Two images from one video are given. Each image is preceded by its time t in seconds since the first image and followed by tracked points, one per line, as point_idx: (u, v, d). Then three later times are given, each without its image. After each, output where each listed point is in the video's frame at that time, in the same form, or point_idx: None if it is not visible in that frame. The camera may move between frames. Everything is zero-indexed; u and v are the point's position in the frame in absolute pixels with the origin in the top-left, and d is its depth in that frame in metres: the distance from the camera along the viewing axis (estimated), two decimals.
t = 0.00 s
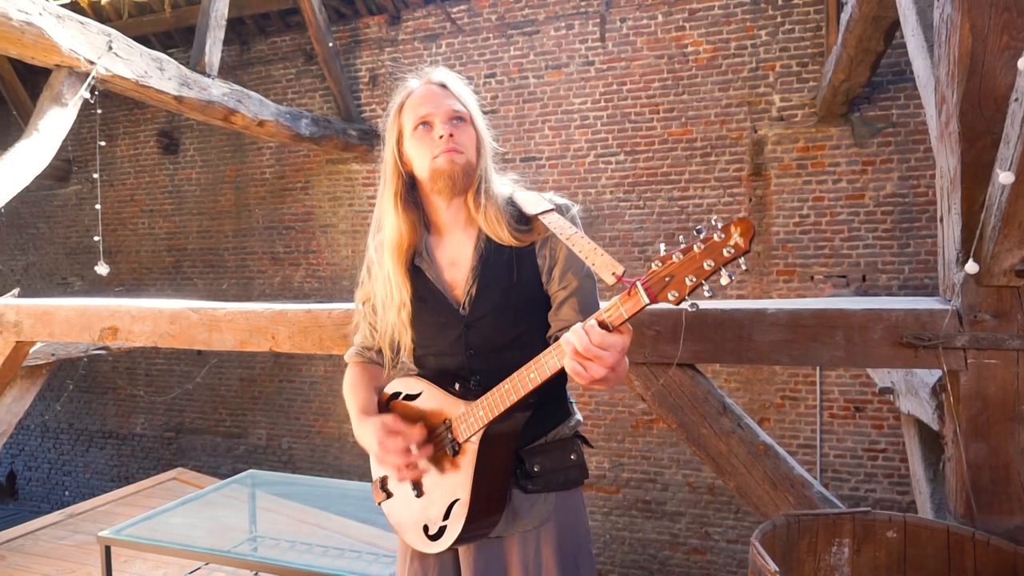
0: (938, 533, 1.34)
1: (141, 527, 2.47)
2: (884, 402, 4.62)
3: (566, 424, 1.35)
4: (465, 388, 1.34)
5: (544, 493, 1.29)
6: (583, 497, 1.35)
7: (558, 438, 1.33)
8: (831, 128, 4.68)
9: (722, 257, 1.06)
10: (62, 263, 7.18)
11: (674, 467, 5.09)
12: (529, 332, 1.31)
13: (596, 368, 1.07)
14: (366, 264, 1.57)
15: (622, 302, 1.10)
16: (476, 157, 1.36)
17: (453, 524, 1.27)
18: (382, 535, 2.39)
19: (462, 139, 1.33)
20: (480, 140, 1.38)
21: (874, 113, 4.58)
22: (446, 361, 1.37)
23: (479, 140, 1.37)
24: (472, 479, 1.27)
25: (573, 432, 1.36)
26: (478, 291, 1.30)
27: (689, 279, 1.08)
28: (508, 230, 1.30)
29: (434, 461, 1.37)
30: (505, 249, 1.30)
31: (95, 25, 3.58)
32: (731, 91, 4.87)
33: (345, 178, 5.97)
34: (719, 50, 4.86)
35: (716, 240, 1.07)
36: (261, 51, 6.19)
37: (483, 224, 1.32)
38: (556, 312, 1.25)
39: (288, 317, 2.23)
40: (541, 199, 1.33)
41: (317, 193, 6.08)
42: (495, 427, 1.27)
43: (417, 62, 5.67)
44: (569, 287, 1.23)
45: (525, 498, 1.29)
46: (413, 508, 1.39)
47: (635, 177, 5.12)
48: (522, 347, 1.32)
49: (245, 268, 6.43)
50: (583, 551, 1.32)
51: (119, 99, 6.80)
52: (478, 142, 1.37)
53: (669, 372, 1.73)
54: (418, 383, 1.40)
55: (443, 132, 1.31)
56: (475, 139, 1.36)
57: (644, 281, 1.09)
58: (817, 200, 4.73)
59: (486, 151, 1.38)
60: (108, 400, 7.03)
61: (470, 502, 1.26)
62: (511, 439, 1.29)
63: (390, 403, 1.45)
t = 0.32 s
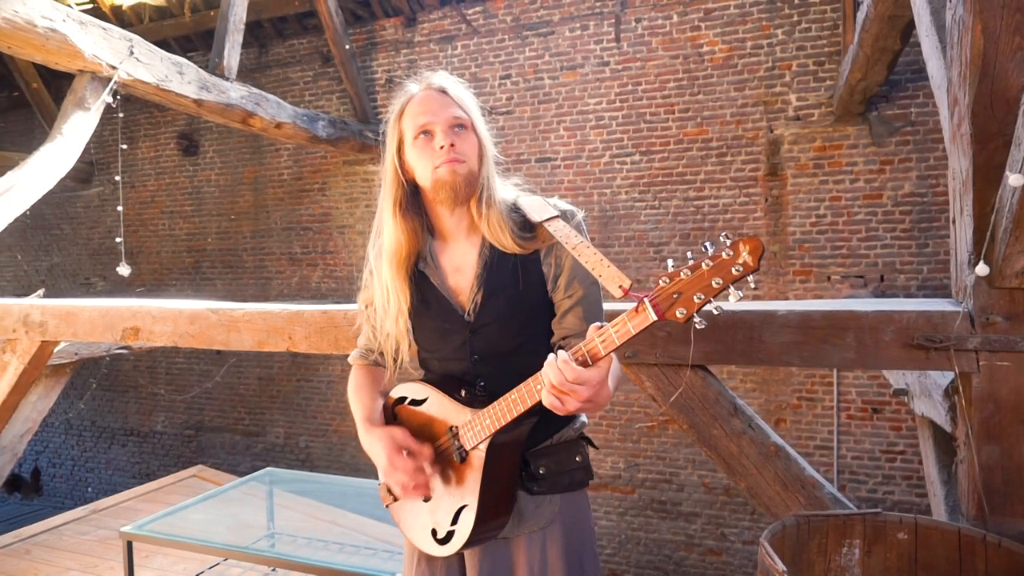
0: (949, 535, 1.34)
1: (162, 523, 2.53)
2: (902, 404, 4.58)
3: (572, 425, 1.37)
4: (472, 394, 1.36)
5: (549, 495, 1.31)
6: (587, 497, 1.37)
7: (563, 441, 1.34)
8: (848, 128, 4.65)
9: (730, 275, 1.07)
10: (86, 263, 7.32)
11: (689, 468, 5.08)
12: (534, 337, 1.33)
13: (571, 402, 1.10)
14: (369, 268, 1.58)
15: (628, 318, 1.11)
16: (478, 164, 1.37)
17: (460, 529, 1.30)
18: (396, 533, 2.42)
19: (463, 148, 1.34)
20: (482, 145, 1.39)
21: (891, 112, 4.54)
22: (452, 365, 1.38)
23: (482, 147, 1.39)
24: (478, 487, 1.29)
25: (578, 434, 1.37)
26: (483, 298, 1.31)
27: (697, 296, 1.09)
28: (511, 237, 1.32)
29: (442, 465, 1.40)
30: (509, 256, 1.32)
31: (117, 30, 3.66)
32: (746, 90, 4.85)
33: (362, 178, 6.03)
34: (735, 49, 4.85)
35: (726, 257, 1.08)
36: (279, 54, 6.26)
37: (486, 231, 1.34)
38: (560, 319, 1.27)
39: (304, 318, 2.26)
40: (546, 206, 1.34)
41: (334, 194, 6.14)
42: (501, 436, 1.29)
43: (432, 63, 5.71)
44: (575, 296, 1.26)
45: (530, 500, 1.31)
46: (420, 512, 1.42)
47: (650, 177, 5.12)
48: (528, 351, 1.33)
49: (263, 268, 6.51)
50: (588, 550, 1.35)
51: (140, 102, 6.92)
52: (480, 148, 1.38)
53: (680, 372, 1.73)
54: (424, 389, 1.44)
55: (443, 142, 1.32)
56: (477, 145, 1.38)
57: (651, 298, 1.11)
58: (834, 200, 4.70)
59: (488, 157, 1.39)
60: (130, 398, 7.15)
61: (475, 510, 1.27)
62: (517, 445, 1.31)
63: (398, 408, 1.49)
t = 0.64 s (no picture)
0: (956, 536, 1.33)
1: (177, 518, 2.57)
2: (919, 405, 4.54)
3: (580, 422, 1.37)
4: (482, 387, 1.38)
5: (557, 490, 1.33)
6: (594, 493, 1.38)
7: (572, 436, 1.36)
8: (863, 126, 4.61)
9: (737, 263, 1.08)
10: (105, 263, 7.44)
11: (702, 468, 5.07)
12: (546, 332, 1.33)
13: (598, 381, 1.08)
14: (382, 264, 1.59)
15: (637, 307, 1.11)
16: (495, 173, 1.36)
17: (471, 518, 1.31)
18: (407, 530, 2.44)
19: (481, 160, 1.33)
20: (497, 152, 1.38)
21: (908, 110, 4.50)
22: (463, 360, 1.40)
23: (498, 154, 1.38)
24: (490, 477, 1.30)
25: (586, 430, 1.38)
26: (495, 294, 1.32)
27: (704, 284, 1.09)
28: (521, 236, 1.32)
29: (454, 457, 1.41)
30: (520, 255, 1.31)
31: (135, 34, 3.72)
32: (760, 89, 4.83)
33: (376, 179, 6.07)
34: (748, 48, 4.83)
35: (731, 246, 1.09)
36: (294, 56, 6.32)
37: (497, 235, 1.34)
38: (571, 317, 1.29)
39: (316, 317, 2.29)
40: (556, 203, 1.34)
41: (348, 194, 6.19)
42: (512, 427, 1.30)
43: (446, 64, 5.74)
44: (585, 292, 1.27)
45: (539, 494, 1.33)
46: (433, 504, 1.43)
47: (663, 177, 5.11)
48: (537, 346, 1.34)
49: (279, 268, 6.57)
50: (594, 548, 1.36)
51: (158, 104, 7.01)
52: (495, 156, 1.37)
53: (686, 372, 1.74)
54: (436, 382, 1.45)
55: (464, 158, 1.31)
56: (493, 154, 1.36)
57: (660, 287, 1.09)
58: (849, 199, 4.66)
59: (504, 163, 1.38)
60: (148, 396, 7.25)
61: (487, 499, 1.29)
62: (527, 438, 1.32)
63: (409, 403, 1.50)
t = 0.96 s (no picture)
0: (954, 538, 1.33)
1: (184, 517, 2.60)
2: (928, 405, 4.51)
3: (587, 420, 1.40)
4: (496, 376, 1.39)
5: (563, 486, 1.35)
6: (601, 492, 1.40)
7: (578, 434, 1.38)
8: (872, 126, 4.58)
9: (739, 247, 1.10)
10: (118, 264, 7.52)
11: (710, 468, 5.06)
12: (557, 327, 1.35)
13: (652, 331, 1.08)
14: (401, 264, 1.61)
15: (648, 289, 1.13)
16: (513, 180, 1.37)
17: (483, 504, 1.32)
18: (412, 529, 2.46)
19: (501, 170, 1.34)
20: (515, 158, 1.38)
21: (917, 109, 4.47)
22: (474, 354, 1.41)
23: (515, 160, 1.38)
24: (503, 463, 1.31)
25: (593, 429, 1.41)
26: (509, 288, 1.35)
27: (709, 267, 1.11)
28: (535, 234, 1.34)
29: (467, 446, 1.41)
30: (534, 252, 1.34)
31: (145, 37, 3.76)
32: (768, 89, 4.81)
33: (385, 180, 6.10)
34: (756, 48, 4.81)
35: (734, 230, 1.11)
36: (303, 57, 6.36)
37: (514, 237, 1.35)
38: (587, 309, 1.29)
39: (319, 318, 2.31)
40: (570, 203, 1.37)
41: (357, 195, 6.22)
42: (525, 412, 1.31)
43: (454, 66, 5.76)
44: (598, 283, 1.27)
45: (546, 489, 1.34)
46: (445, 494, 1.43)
47: (670, 177, 5.10)
48: (548, 341, 1.36)
49: (288, 269, 6.62)
50: (600, 548, 1.38)
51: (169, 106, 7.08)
52: (514, 163, 1.37)
53: (685, 373, 1.74)
54: (448, 374, 1.46)
55: (484, 169, 1.31)
56: (512, 160, 1.37)
57: (667, 271, 1.11)
58: (858, 199, 4.64)
59: (522, 168, 1.39)
60: (160, 395, 7.31)
61: (500, 485, 1.30)
62: (538, 427, 1.34)
63: (422, 396, 1.50)
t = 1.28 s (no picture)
0: (939, 538, 1.34)
1: (182, 516, 2.62)
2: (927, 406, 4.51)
3: (586, 420, 1.41)
4: (497, 371, 1.40)
5: (561, 482, 1.36)
6: (598, 491, 1.40)
7: (577, 433, 1.39)
8: (871, 126, 4.58)
9: (731, 237, 1.14)
10: (121, 264, 7.57)
11: (709, 468, 5.07)
12: (560, 327, 1.36)
13: (648, 315, 1.09)
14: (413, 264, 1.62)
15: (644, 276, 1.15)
16: (526, 188, 1.40)
17: (484, 494, 1.33)
18: (408, 529, 2.48)
19: (516, 176, 1.36)
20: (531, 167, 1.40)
21: (917, 109, 4.46)
22: (478, 351, 1.43)
23: (530, 168, 1.40)
24: (504, 453, 1.32)
25: (592, 429, 1.42)
26: (515, 287, 1.36)
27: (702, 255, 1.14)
28: (543, 239, 1.36)
29: (468, 438, 1.41)
30: (541, 256, 1.36)
31: (146, 40, 3.79)
32: (767, 89, 4.82)
33: (385, 180, 6.11)
34: (755, 49, 4.82)
35: (726, 222, 1.15)
36: (305, 59, 6.38)
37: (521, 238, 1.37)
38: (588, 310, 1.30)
39: (314, 319, 2.33)
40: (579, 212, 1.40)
41: (358, 196, 6.25)
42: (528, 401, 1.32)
43: (454, 67, 5.76)
44: (601, 285, 1.29)
45: (544, 485, 1.36)
46: (446, 485, 1.43)
47: (670, 177, 5.11)
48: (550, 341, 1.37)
49: (290, 269, 6.64)
50: (598, 546, 1.38)
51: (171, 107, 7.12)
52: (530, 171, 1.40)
53: (675, 376, 1.76)
54: (452, 369, 1.46)
55: (498, 175, 1.34)
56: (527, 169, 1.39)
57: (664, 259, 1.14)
58: (857, 199, 4.65)
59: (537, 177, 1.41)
60: (162, 395, 7.34)
61: (501, 474, 1.30)
62: (538, 419, 1.35)
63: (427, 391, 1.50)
